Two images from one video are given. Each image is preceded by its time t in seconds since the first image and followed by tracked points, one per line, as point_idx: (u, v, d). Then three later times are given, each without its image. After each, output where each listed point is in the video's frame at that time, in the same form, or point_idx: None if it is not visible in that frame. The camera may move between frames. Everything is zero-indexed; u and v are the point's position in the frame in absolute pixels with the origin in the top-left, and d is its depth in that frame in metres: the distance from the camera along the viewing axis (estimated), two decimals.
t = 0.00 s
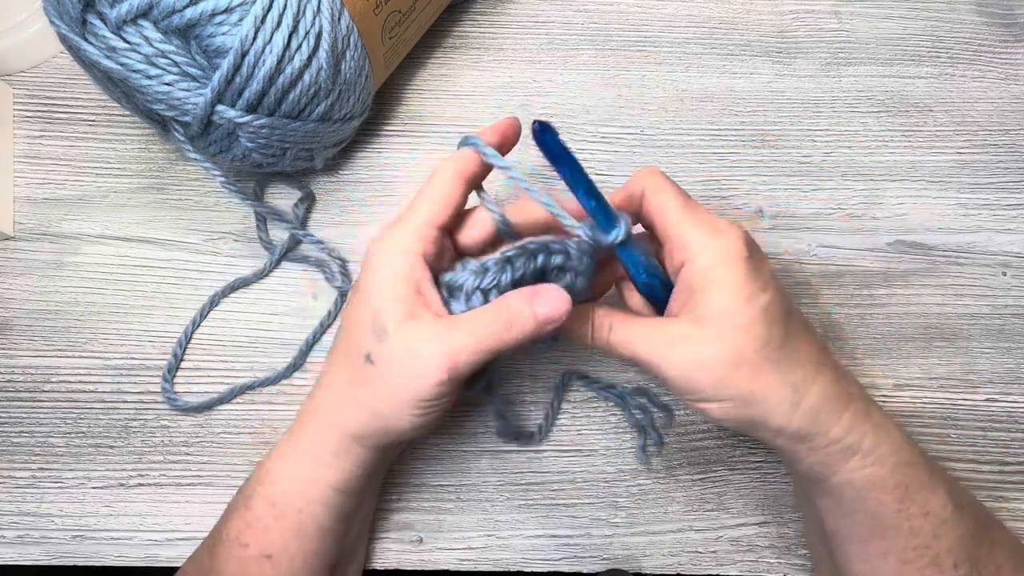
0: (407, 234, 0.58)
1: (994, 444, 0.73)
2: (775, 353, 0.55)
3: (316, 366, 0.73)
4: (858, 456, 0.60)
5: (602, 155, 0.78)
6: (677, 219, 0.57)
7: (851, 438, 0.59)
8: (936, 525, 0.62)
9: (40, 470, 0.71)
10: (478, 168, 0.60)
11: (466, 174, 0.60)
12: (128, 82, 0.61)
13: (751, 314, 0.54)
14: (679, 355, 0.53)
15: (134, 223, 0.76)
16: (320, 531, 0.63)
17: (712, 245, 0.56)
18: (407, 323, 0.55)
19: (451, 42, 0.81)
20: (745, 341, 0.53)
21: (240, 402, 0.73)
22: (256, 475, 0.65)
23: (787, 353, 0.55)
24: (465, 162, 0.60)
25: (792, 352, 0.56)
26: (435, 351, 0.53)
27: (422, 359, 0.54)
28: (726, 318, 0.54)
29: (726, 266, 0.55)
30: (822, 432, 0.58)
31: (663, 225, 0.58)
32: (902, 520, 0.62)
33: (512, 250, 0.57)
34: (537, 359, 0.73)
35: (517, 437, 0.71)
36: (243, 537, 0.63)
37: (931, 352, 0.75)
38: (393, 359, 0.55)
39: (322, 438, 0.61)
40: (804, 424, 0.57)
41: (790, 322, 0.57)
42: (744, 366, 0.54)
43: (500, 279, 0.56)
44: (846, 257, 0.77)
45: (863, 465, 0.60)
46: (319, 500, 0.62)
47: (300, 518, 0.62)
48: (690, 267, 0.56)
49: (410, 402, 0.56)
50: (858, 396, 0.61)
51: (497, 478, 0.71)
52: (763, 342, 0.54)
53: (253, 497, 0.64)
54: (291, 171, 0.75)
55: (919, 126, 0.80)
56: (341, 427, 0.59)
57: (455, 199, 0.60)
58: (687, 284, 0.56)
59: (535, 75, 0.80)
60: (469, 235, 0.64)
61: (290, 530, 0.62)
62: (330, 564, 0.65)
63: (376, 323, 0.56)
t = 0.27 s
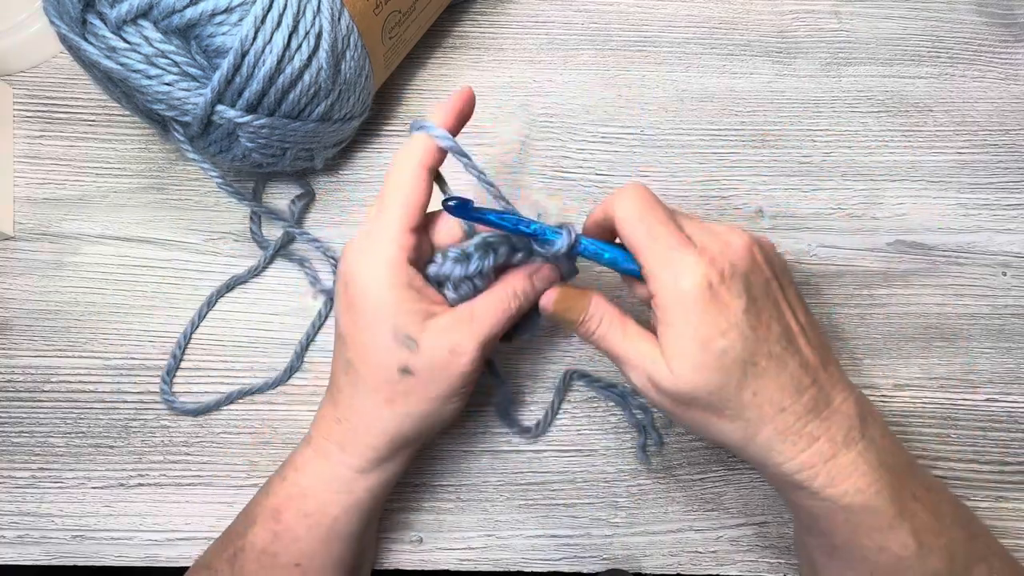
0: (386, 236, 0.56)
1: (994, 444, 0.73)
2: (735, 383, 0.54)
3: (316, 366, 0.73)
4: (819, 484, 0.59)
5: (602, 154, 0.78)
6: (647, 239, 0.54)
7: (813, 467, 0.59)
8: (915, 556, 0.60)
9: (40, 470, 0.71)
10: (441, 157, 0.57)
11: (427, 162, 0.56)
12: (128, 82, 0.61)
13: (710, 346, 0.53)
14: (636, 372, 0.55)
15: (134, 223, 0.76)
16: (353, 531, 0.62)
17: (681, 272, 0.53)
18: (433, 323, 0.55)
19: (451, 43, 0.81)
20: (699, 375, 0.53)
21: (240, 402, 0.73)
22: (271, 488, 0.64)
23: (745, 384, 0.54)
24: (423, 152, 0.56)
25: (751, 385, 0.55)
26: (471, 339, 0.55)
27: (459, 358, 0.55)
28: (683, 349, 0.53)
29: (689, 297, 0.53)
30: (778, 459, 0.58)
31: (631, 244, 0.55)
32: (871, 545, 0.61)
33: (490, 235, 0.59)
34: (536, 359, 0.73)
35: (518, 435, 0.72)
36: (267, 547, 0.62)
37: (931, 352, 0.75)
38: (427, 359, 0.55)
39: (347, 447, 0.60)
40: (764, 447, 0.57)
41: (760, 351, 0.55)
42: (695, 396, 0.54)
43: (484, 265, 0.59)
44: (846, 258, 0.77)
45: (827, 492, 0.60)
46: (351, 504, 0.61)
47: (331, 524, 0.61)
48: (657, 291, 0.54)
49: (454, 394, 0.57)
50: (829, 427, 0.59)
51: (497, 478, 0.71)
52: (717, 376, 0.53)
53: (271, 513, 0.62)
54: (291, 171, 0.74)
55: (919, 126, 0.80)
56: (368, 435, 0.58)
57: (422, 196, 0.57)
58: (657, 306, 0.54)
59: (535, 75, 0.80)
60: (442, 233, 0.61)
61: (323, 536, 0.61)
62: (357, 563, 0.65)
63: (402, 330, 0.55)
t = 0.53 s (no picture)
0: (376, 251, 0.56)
1: (994, 444, 0.73)
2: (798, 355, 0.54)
3: (316, 366, 0.73)
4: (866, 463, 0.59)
5: (602, 154, 0.78)
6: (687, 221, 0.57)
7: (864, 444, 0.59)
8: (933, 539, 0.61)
9: (40, 470, 0.71)
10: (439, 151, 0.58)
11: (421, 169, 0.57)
12: (128, 82, 0.61)
13: (774, 313, 0.53)
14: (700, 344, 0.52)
15: (134, 223, 0.76)
16: (354, 540, 0.62)
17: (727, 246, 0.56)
18: (429, 333, 0.55)
19: (451, 43, 0.81)
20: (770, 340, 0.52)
21: (240, 402, 0.73)
22: (271, 495, 0.63)
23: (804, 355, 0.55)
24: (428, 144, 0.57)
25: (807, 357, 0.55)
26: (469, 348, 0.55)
27: (455, 367, 0.55)
28: (750, 313, 0.53)
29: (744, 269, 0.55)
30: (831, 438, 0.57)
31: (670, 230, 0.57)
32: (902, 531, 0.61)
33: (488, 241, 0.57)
34: (536, 359, 0.73)
35: (518, 435, 0.72)
36: (271, 554, 0.62)
37: (931, 352, 0.75)
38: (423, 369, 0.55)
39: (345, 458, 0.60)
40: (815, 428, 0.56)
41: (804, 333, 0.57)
42: (767, 368, 0.52)
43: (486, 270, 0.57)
44: (846, 257, 0.77)
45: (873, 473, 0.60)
46: (351, 514, 0.61)
47: (334, 534, 0.61)
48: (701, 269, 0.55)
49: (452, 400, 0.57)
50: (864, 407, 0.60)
51: (497, 478, 0.71)
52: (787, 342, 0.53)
53: (273, 525, 0.62)
54: (291, 171, 0.74)
55: (919, 126, 0.80)
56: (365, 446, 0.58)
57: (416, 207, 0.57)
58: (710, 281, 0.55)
59: (535, 75, 0.80)
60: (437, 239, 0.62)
61: (327, 543, 0.61)
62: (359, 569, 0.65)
63: (396, 342, 0.55)
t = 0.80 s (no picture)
0: (366, 229, 0.59)
1: (994, 444, 0.73)
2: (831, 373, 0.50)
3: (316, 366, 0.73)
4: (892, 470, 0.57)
5: (602, 154, 0.78)
6: (739, 218, 0.50)
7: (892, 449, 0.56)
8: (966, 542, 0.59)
9: (40, 470, 0.71)
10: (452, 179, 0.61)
11: (433, 181, 0.60)
12: (128, 82, 0.61)
13: (804, 320, 0.48)
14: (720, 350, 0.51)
15: (134, 223, 0.76)
16: (316, 526, 0.62)
17: (793, 249, 0.48)
18: (393, 304, 0.56)
19: (451, 43, 0.81)
20: (796, 367, 0.49)
21: (240, 402, 0.73)
22: (250, 471, 0.64)
23: (839, 375, 0.51)
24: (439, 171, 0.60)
25: (846, 373, 0.51)
26: (426, 325, 0.55)
27: (412, 342, 0.55)
28: (780, 336, 0.48)
29: (797, 283, 0.48)
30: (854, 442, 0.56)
31: (721, 225, 0.50)
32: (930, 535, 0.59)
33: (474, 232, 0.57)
34: (537, 359, 0.73)
35: (518, 435, 0.72)
36: (237, 531, 0.62)
37: (931, 352, 0.75)
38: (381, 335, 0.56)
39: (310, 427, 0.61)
40: (838, 431, 0.55)
41: (858, 339, 0.51)
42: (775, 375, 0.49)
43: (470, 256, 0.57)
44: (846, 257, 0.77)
45: (901, 482, 0.57)
46: (313, 494, 0.61)
47: (294, 513, 0.61)
48: (756, 267, 0.50)
49: (407, 381, 0.57)
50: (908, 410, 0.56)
51: (497, 478, 0.71)
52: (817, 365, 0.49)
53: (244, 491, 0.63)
54: (291, 171, 0.74)
55: (919, 126, 0.80)
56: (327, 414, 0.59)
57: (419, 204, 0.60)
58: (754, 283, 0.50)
59: (535, 75, 0.80)
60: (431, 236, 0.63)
61: (284, 523, 0.61)
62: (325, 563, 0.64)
63: (360, 308, 0.57)
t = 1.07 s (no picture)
0: (355, 228, 0.59)
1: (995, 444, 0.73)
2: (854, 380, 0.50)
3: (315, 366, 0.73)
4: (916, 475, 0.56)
5: (602, 154, 0.78)
6: (781, 217, 0.49)
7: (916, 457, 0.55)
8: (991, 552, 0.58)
9: (40, 470, 0.71)
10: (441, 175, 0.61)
11: (415, 179, 0.60)
12: (128, 82, 0.61)
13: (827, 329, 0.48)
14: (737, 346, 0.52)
15: (134, 223, 0.76)
16: (315, 526, 0.62)
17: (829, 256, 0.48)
18: (387, 303, 0.57)
19: (451, 43, 0.81)
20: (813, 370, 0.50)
21: (240, 402, 0.73)
22: (247, 472, 0.64)
23: (864, 382, 0.51)
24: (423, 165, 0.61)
25: (873, 383, 0.51)
26: (422, 322, 0.56)
27: (409, 339, 0.56)
28: (797, 340, 0.49)
29: (829, 293, 0.48)
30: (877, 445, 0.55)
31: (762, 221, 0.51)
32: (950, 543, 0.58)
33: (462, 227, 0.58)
34: (536, 358, 0.73)
35: (518, 435, 0.72)
36: (234, 533, 0.62)
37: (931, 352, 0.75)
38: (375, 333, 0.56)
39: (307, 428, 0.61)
40: (859, 431, 0.55)
41: (894, 348, 0.50)
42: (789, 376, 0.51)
43: (460, 251, 0.58)
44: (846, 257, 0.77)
45: (927, 489, 0.56)
46: (313, 494, 0.61)
47: (294, 513, 0.61)
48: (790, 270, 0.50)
49: (404, 377, 0.57)
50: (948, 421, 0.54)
51: (497, 478, 0.71)
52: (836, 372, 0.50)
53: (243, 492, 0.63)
54: (291, 171, 0.74)
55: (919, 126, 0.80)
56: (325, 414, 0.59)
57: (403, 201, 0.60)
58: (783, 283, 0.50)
59: (535, 76, 0.80)
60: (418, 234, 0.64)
61: (282, 524, 0.61)
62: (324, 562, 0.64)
63: (353, 308, 0.57)
